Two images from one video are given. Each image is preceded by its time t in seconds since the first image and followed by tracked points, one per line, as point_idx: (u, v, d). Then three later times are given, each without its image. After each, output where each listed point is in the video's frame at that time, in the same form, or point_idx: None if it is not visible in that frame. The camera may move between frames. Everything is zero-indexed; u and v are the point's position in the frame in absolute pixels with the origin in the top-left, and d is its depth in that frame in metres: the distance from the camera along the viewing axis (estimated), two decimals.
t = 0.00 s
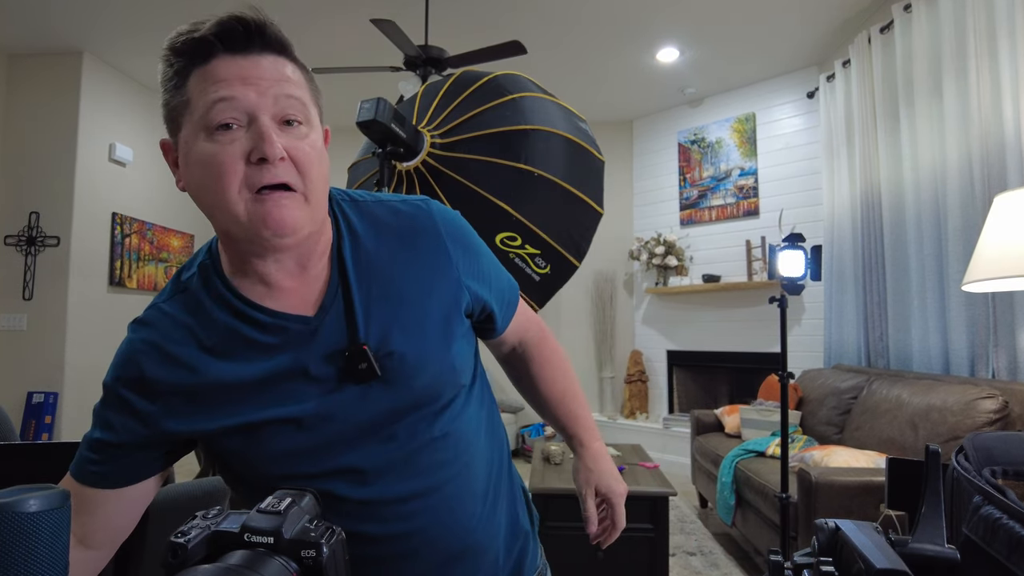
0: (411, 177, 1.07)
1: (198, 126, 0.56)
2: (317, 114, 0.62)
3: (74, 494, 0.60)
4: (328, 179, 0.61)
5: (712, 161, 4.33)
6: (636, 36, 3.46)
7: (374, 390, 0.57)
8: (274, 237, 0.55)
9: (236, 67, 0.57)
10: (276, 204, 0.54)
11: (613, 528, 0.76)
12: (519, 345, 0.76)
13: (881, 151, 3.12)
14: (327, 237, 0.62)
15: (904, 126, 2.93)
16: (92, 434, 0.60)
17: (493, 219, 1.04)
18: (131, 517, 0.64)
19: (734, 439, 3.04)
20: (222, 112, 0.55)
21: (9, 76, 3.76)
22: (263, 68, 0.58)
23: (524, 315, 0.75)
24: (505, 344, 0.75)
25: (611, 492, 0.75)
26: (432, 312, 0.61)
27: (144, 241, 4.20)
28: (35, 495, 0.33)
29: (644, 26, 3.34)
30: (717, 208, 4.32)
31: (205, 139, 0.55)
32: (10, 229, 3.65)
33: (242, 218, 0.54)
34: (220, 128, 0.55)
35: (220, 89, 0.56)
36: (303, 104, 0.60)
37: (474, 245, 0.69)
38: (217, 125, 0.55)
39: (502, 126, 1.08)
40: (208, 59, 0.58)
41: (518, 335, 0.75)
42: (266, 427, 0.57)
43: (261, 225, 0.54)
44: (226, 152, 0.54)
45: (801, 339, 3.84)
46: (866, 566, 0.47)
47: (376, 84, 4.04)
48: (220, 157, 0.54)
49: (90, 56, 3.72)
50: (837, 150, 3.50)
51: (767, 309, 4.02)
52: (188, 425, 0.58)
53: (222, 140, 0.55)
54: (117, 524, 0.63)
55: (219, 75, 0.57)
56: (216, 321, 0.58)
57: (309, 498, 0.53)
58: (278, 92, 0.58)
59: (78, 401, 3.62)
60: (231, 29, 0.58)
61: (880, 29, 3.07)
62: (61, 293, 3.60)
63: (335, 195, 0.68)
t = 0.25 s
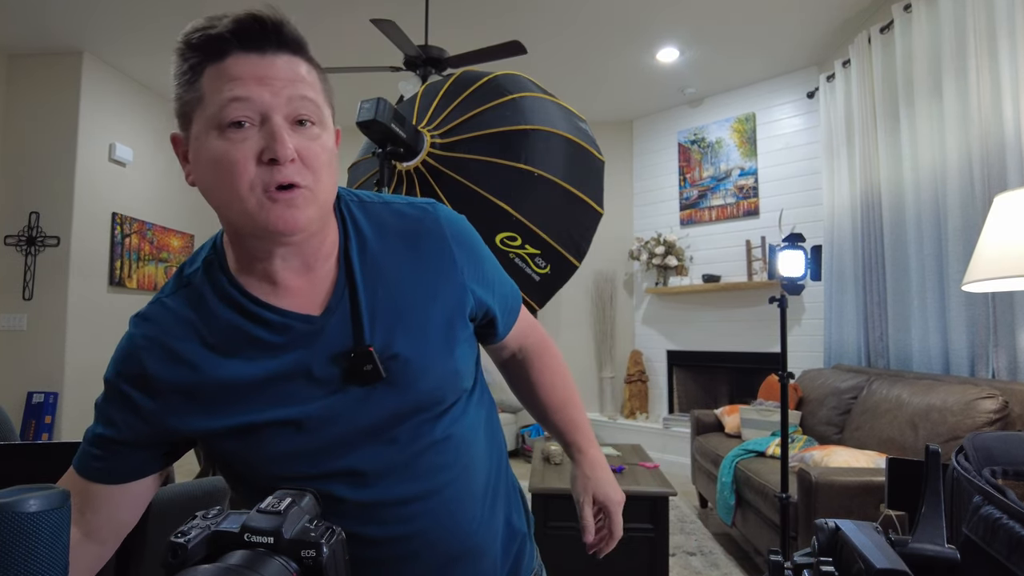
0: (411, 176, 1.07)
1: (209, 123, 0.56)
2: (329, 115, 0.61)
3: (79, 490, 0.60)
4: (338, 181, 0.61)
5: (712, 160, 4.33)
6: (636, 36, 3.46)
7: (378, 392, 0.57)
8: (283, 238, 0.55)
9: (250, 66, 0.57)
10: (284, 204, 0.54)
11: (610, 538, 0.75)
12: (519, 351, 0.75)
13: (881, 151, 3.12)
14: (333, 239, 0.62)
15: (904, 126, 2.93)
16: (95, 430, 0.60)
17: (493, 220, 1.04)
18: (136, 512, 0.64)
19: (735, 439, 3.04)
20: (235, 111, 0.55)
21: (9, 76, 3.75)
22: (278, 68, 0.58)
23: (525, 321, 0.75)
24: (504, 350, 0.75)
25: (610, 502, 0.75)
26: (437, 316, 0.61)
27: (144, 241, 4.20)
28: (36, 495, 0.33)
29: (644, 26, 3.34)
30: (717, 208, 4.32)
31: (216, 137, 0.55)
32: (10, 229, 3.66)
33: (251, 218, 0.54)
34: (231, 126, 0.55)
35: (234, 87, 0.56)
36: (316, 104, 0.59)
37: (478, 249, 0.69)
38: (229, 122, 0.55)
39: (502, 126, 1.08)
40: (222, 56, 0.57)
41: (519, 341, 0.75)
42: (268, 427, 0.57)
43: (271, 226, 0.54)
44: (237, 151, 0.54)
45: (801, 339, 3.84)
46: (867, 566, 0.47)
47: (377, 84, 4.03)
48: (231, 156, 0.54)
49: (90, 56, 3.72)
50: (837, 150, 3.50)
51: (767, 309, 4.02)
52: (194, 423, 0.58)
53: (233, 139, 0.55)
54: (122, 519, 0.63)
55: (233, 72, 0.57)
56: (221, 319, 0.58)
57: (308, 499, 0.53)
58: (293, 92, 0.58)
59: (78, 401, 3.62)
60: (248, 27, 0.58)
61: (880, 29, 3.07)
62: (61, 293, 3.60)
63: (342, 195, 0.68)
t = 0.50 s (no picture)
0: (411, 176, 1.07)
1: (237, 117, 0.56)
2: (354, 114, 0.61)
3: (98, 480, 0.61)
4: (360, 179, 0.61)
5: (712, 160, 4.33)
6: (636, 36, 3.46)
7: (388, 387, 0.57)
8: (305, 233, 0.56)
9: (279, 63, 0.57)
10: (308, 201, 0.55)
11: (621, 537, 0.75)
12: (524, 356, 0.76)
13: (881, 151, 3.12)
14: (349, 236, 0.62)
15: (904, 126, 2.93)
16: (110, 419, 0.60)
17: (493, 220, 1.04)
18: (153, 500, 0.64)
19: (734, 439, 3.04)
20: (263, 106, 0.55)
21: (9, 76, 3.75)
22: (306, 64, 0.58)
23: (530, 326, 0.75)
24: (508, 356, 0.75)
25: (618, 503, 0.74)
26: (449, 316, 0.62)
27: (144, 241, 4.20)
28: (35, 495, 0.33)
29: (644, 26, 3.34)
30: (717, 208, 4.32)
31: (244, 131, 0.55)
32: (10, 229, 3.65)
33: (274, 211, 0.54)
34: (260, 120, 0.55)
35: (263, 82, 0.56)
36: (342, 103, 0.60)
37: (488, 253, 0.70)
38: (256, 118, 0.55)
39: (503, 126, 1.08)
40: (253, 51, 0.57)
41: (522, 348, 0.75)
42: (278, 420, 0.57)
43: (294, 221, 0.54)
44: (263, 146, 0.54)
45: (801, 339, 3.84)
46: (867, 566, 0.47)
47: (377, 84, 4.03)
48: (258, 151, 0.54)
49: (90, 55, 3.72)
50: (837, 150, 3.50)
51: (767, 309, 4.02)
52: (208, 413, 0.57)
53: (260, 134, 0.55)
54: (141, 504, 0.63)
55: (263, 67, 0.57)
56: (238, 311, 0.58)
57: (308, 499, 0.53)
58: (320, 90, 0.58)
59: (78, 401, 3.62)
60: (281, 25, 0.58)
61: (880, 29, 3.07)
62: (61, 292, 3.60)
63: (358, 196, 0.69)
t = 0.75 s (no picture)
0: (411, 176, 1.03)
1: (302, 106, 0.56)
2: (410, 114, 0.61)
3: (151, 452, 0.61)
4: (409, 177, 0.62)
5: (712, 160, 4.33)
6: (636, 36, 3.46)
7: (422, 369, 0.57)
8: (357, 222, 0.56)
9: (345, 57, 0.57)
10: (362, 190, 0.55)
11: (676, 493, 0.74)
12: (543, 353, 0.74)
13: (882, 151, 3.11)
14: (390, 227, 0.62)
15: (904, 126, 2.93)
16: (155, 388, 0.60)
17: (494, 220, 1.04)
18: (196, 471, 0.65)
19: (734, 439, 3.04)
20: (328, 96, 0.55)
21: (9, 76, 3.75)
22: (373, 63, 0.58)
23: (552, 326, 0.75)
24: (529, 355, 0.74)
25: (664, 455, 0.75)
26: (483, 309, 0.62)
27: (144, 241, 4.20)
28: (35, 495, 0.33)
29: (643, 26, 3.34)
30: (717, 208, 4.32)
31: (308, 118, 0.55)
32: (10, 229, 3.65)
33: (330, 198, 0.55)
34: (325, 110, 0.55)
35: (330, 74, 0.56)
36: (401, 103, 0.60)
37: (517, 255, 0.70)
38: (321, 109, 0.56)
39: (503, 126, 1.07)
40: (324, 45, 0.57)
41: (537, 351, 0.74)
42: (309, 395, 0.56)
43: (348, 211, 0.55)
44: (325, 134, 0.55)
45: (801, 339, 3.84)
46: (867, 566, 0.47)
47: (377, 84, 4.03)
48: (319, 138, 0.55)
49: (90, 56, 3.72)
50: (837, 150, 3.50)
51: (767, 309, 4.02)
52: (245, 383, 0.56)
53: (323, 123, 0.55)
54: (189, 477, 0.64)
55: (330, 61, 0.57)
56: (281, 286, 0.57)
57: (308, 499, 0.53)
58: (383, 89, 0.58)
59: (78, 401, 3.62)
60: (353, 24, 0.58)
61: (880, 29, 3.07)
62: (61, 292, 3.60)
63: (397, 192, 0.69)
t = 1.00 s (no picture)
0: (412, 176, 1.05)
1: (427, 113, 0.55)
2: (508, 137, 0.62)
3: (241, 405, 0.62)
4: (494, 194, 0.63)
5: (712, 160, 4.33)
6: (636, 36, 3.46)
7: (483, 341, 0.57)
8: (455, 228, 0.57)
9: (473, 73, 0.56)
10: (462, 205, 0.56)
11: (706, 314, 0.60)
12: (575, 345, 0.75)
13: (882, 151, 3.11)
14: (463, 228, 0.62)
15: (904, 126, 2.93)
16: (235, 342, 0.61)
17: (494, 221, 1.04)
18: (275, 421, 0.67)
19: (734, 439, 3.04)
20: (455, 110, 0.54)
21: (9, 75, 3.75)
22: (494, 86, 0.57)
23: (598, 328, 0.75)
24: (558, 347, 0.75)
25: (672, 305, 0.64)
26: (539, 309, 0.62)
27: (144, 241, 4.20)
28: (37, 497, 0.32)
29: (643, 26, 3.34)
30: (717, 208, 4.32)
31: (432, 125, 0.54)
32: (10, 229, 3.65)
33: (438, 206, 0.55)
34: (449, 122, 0.55)
35: (458, 88, 0.55)
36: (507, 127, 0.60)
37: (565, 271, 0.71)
38: (446, 120, 0.55)
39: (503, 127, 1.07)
40: (456, 57, 0.56)
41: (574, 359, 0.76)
42: (369, 346, 0.54)
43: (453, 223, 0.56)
44: (447, 146, 0.54)
45: (801, 339, 3.84)
46: (866, 566, 0.47)
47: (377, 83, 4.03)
48: (440, 147, 0.54)
49: (90, 55, 3.72)
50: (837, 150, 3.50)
51: (767, 309, 4.02)
52: (307, 335, 0.55)
53: (447, 134, 0.54)
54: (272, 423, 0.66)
55: (460, 73, 0.55)
56: (356, 253, 0.58)
57: (308, 499, 0.53)
58: (500, 114, 0.58)
59: (79, 401, 3.62)
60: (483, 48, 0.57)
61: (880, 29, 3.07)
62: (61, 292, 3.60)
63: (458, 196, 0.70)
